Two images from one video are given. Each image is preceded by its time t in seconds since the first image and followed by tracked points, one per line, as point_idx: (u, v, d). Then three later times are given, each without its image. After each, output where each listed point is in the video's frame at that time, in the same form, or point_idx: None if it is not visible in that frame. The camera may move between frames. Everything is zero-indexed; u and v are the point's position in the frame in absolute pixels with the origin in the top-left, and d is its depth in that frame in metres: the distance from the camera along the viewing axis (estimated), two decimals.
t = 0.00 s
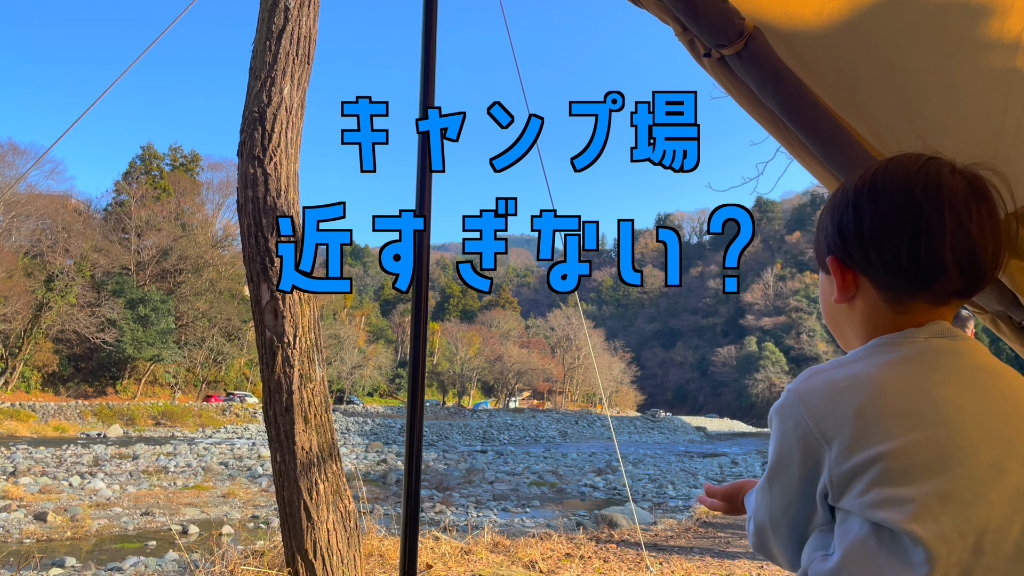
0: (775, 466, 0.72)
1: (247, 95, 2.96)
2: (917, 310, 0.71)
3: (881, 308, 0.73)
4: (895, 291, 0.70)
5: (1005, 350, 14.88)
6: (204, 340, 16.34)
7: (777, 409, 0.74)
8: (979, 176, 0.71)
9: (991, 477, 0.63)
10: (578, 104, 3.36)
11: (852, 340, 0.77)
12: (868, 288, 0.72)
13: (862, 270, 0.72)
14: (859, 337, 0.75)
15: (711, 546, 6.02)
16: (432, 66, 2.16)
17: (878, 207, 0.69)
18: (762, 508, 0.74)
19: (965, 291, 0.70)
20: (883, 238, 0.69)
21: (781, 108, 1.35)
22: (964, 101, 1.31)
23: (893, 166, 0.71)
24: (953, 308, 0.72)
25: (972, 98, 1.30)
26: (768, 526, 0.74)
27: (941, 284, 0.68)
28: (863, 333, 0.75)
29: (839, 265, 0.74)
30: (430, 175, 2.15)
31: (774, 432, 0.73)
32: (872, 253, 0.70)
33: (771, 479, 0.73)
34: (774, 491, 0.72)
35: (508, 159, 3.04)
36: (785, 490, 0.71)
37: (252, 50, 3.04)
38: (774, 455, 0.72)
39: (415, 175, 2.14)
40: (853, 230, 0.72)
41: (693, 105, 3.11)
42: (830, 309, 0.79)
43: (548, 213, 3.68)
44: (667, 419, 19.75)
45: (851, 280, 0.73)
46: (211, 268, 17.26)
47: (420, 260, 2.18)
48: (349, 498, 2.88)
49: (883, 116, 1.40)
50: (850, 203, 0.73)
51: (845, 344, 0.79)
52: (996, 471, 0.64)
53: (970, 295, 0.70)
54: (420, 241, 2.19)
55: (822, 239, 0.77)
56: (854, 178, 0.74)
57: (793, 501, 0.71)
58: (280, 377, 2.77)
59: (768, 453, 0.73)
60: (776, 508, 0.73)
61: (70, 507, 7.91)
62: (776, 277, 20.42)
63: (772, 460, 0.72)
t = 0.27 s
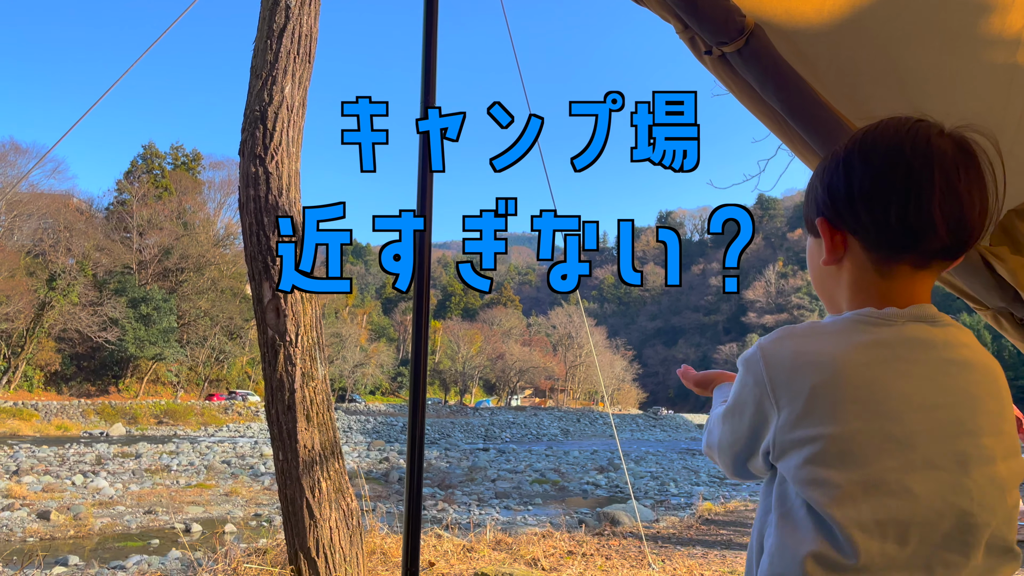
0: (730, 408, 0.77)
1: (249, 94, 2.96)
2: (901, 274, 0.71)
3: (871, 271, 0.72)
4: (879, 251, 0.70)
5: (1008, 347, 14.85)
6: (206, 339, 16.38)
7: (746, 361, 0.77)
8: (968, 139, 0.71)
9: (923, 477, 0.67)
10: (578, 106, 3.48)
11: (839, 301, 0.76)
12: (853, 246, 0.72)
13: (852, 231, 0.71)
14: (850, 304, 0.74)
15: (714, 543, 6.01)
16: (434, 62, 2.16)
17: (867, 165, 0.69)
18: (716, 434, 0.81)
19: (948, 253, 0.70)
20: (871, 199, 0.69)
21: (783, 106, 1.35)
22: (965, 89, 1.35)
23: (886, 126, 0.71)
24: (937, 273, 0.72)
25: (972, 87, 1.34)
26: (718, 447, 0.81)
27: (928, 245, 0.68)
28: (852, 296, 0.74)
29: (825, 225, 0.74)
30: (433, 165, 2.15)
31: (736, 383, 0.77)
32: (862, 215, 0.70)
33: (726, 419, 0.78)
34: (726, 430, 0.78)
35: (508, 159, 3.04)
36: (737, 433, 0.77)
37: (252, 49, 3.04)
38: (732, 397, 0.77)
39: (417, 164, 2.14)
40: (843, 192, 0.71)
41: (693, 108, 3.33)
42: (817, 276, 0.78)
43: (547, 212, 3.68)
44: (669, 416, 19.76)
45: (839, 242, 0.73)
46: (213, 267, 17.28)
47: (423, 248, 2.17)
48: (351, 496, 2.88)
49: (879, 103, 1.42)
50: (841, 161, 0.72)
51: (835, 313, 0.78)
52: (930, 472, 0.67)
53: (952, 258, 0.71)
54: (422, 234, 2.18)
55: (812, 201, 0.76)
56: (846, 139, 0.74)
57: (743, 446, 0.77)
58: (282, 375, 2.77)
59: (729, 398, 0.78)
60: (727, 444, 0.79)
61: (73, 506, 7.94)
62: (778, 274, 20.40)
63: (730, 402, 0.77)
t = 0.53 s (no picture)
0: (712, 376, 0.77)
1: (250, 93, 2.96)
2: (895, 270, 0.70)
3: (865, 266, 0.70)
4: (869, 245, 0.69)
5: (1011, 344, 14.79)
6: (209, 338, 16.43)
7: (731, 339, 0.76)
8: (952, 135, 0.72)
9: (887, 483, 0.68)
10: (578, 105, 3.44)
11: (828, 299, 0.74)
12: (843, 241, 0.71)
13: (845, 225, 0.70)
14: (844, 306, 0.72)
15: (717, 541, 5.99)
16: (436, 58, 2.16)
17: (858, 160, 0.69)
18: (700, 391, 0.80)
19: (939, 245, 0.70)
20: (863, 192, 0.68)
21: (786, 102, 1.34)
22: (965, 86, 1.36)
23: (873, 121, 0.71)
24: (930, 268, 0.71)
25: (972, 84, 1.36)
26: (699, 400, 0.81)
27: (921, 235, 0.68)
28: (846, 297, 0.72)
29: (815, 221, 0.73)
30: (436, 157, 2.15)
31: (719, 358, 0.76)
32: (854, 208, 0.69)
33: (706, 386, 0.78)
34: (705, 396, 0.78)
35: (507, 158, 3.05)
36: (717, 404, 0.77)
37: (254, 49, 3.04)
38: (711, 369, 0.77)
39: (419, 157, 2.13)
40: (833, 187, 0.70)
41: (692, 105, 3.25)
42: (809, 276, 0.77)
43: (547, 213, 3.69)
44: (672, 414, 19.75)
45: (832, 239, 0.72)
46: (215, 266, 17.33)
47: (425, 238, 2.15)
48: (354, 494, 2.89)
49: (877, 101, 1.43)
50: (827, 156, 0.72)
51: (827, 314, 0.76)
52: (893, 476, 0.68)
53: (943, 250, 0.71)
54: (425, 228, 2.16)
55: (798, 199, 0.76)
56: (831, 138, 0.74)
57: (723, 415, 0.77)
58: (285, 374, 2.77)
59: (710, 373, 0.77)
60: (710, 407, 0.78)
61: (77, 505, 7.97)
62: (781, 271, 20.36)
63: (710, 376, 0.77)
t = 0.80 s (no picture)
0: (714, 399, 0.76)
1: (253, 93, 2.96)
2: (898, 270, 0.69)
3: (866, 267, 0.70)
4: (871, 246, 0.69)
5: (1014, 341, 14.77)
6: (213, 338, 16.49)
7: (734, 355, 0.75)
8: (956, 136, 0.71)
9: (902, 489, 0.67)
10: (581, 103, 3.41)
11: (831, 299, 0.74)
12: (844, 242, 0.70)
13: (846, 224, 0.70)
14: (846, 306, 0.72)
15: (721, 538, 6.00)
16: (436, 59, 2.16)
17: (859, 162, 0.68)
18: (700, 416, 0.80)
19: (942, 246, 0.69)
20: (864, 193, 0.68)
21: (784, 100, 1.34)
22: (968, 85, 1.35)
23: (877, 122, 0.70)
24: (932, 269, 0.70)
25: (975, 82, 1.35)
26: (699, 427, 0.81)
27: (921, 235, 0.67)
28: (848, 297, 0.72)
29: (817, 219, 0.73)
30: (437, 157, 2.15)
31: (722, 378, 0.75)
32: (855, 209, 0.69)
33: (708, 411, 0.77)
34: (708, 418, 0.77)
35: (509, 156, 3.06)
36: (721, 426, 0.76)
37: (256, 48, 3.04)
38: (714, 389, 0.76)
39: (420, 157, 2.14)
40: (836, 185, 0.70)
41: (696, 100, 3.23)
42: (810, 278, 0.76)
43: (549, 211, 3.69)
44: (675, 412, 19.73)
45: (832, 238, 0.71)
46: (217, 266, 17.37)
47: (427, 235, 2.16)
48: (358, 493, 2.89)
49: (880, 99, 1.42)
50: (831, 156, 0.71)
51: (828, 317, 0.76)
52: (908, 482, 0.68)
53: (946, 251, 0.70)
54: (426, 226, 2.17)
55: (801, 198, 0.75)
56: (834, 137, 0.74)
57: (728, 438, 0.76)
58: (287, 373, 2.78)
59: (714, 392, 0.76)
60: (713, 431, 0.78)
61: (81, 504, 8.00)
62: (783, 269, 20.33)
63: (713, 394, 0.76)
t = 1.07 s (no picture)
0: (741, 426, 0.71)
1: (254, 93, 2.96)
2: (909, 260, 0.68)
3: (874, 257, 0.69)
4: (882, 234, 0.68)
5: (1018, 339, 14.73)
6: (215, 338, 16.52)
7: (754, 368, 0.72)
8: (966, 125, 0.70)
9: (951, 473, 0.64)
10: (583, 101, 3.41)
11: (844, 290, 0.73)
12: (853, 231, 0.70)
13: (854, 214, 0.69)
14: (855, 291, 0.71)
15: (724, 537, 6.00)
16: (437, 60, 2.16)
17: (866, 149, 0.68)
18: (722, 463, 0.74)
19: (951, 236, 0.68)
20: (870, 183, 0.67)
21: (786, 97, 1.34)
22: (968, 79, 1.36)
23: (884, 111, 0.70)
24: (941, 259, 0.69)
25: (976, 75, 1.35)
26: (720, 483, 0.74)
27: (932, 223, 0.66)
28: (857, 283, 0.71)
29: (826, 210, 0.72)
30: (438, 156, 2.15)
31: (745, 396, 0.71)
32: (861, 199, 0.68)
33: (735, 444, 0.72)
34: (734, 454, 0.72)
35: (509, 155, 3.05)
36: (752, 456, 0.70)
37: (257, 49, 3.04)
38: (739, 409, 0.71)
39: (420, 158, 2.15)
40: (843, 176, 0.70)
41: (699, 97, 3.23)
42: (820, 267, 0.76)
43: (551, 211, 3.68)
44: (677, 411, 19.72)
45: (839, 227, 0.71)
46: (220, 266, 17.41)
47: (428, 234, 2.16)
48: (360, 493, 2.89)
49: (882, 94, 1.42)
50: (839, 146, 0.71)
51: (840, 307, 0.75)
52: (957, 467, 0.64)
53: (954, 242, 0.68)
54: (428, 225, 2.17)
55: (810, 191, 0.75)
56: (842, 129, 0.73)
57: (759, 469, 0.70)
58: (290, 373, 2.78)
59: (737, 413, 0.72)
60: (740, 471, 0.71)
61: (84, 505, 8.02)
62: (785, 267, 20.31)
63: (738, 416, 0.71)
